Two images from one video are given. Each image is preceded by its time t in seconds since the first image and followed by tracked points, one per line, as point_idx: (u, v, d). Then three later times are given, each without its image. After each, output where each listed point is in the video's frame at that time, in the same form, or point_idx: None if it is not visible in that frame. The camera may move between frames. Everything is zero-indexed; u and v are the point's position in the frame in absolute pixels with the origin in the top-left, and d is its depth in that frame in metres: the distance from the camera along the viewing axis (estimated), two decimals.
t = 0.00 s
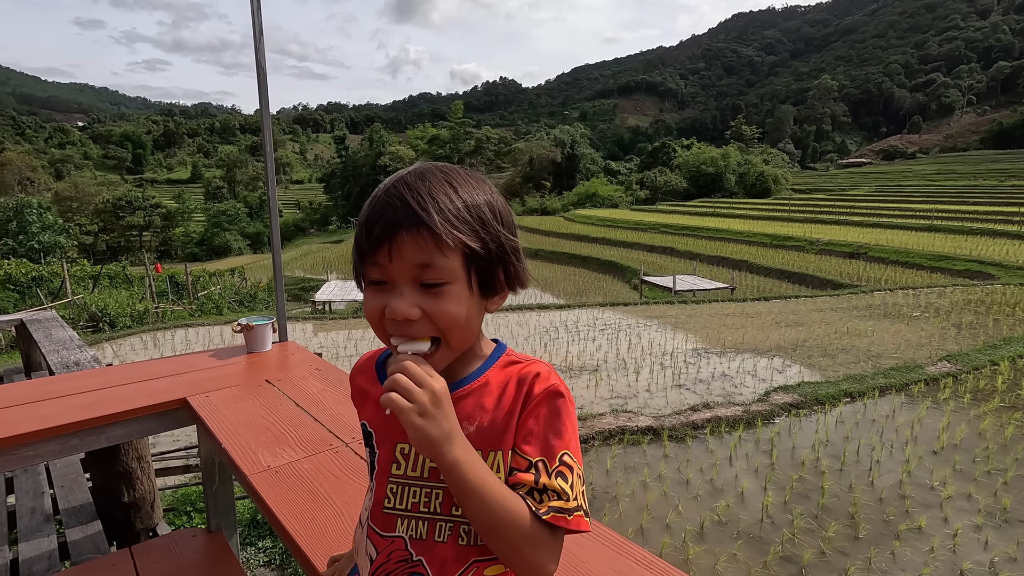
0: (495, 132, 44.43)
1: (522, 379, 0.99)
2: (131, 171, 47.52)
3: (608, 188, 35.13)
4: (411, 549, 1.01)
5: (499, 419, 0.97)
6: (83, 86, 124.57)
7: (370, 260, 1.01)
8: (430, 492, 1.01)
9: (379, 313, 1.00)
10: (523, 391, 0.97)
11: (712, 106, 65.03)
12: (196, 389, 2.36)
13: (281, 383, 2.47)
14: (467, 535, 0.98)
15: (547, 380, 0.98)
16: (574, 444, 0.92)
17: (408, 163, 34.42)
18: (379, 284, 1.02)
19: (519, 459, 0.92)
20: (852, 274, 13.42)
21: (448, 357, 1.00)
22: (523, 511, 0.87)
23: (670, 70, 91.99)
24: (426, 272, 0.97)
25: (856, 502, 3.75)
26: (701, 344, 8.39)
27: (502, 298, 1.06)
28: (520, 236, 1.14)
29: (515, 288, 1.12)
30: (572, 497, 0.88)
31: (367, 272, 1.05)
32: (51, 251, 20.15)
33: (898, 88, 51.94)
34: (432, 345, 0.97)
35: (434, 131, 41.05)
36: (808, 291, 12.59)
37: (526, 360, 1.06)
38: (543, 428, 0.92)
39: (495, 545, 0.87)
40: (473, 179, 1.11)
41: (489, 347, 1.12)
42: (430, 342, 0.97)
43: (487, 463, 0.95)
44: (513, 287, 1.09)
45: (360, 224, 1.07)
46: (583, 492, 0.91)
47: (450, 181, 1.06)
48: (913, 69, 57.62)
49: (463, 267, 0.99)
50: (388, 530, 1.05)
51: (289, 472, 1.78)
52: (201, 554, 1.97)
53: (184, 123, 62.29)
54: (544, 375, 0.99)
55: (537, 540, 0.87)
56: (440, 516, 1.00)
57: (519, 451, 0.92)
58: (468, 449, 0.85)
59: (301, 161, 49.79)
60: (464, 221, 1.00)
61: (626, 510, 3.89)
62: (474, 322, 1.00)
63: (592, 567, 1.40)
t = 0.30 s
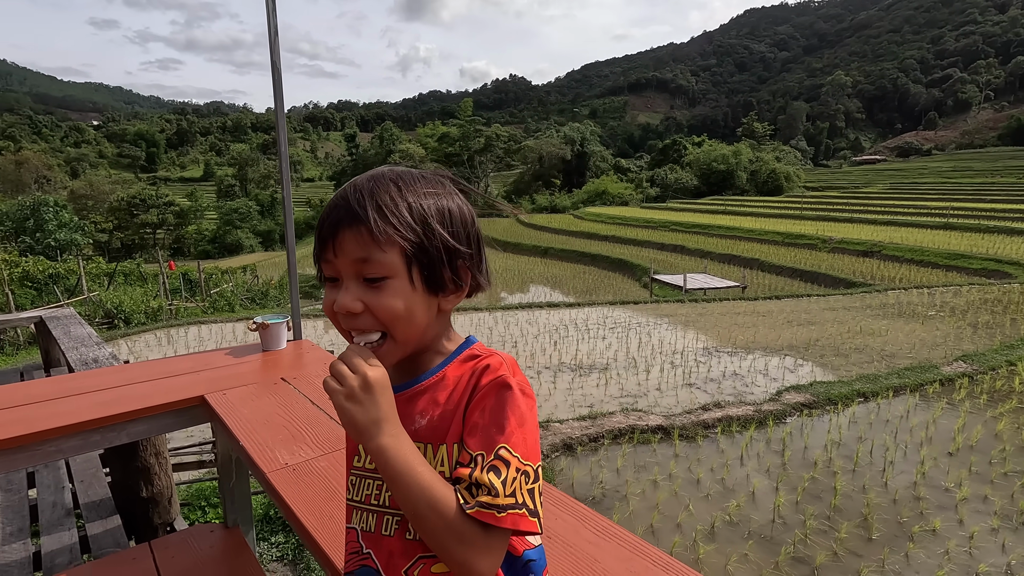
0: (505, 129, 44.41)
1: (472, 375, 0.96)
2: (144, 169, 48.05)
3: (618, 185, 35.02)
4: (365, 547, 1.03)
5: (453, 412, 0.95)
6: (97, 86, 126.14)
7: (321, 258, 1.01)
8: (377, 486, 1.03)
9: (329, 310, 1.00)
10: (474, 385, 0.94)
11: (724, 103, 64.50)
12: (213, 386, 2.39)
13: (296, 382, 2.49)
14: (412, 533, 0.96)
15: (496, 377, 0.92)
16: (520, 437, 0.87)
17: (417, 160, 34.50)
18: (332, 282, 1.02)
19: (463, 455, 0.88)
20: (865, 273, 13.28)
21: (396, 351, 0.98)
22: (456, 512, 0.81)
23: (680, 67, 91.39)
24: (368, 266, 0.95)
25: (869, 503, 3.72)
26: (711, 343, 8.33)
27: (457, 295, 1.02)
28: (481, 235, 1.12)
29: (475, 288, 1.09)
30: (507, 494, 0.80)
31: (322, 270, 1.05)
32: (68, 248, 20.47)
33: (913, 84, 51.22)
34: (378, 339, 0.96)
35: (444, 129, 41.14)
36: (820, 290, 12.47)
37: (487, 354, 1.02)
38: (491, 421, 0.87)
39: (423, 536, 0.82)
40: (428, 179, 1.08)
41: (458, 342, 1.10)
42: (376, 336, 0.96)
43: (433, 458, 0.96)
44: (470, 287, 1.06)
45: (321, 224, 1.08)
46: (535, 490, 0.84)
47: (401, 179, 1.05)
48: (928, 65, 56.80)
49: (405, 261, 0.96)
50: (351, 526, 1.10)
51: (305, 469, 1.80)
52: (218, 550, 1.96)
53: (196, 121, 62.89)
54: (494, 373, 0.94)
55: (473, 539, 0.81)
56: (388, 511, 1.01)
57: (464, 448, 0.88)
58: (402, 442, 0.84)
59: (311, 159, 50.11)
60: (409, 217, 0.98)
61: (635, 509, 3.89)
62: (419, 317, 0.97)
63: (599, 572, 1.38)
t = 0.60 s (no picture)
0: (514, 126, 44.35)
1: (472, 383, 0.94)
2: (156, 167, 48.54)
3: (627, 182, 34.87)
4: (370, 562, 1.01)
5: (453, 421, 0.93)
6: (110, 84, 127.54)
7: (323, 262, 0.98)
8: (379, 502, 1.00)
9: (333, 314, 0.98)
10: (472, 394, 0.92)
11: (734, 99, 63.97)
12: (239, 382, 2.41)
13: (319, 379, 2.51)
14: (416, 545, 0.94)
15: (497, 384, 0.90)
16: (520, 440, 0.84)
17: (426, 158, 34.65)
18: (333, 284, 1.00)
19: (461, 464, 0.86)
20: (878, 270, 13.13)
21: (402, 354, 0.96)
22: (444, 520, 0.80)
23: (690, 63, 90.71)
24: (374, 269, 0.93)
25: (883, 502, 3.69)
26: (722, 341, 8.29)
27: (462, 296, 1.02)
28: (482, 233, 1.11)
29: (478, 287, 1.09)
30: (504, 506, 0.79)
31: (321, 274, 1.02)
32: (83, 246, 20.77)
33: (927, 79, 50.49)
34: (384, 343, 0.95)
35: (452, 126, 41.17)
36: (833, 287, 12.35)
37: (487, 360, 1.00)
38: (491, 429, 0.85)
39: (421, 549, 0.80)
40: (433, 182, 1.08)
41: (458, 347, 1.09)
42: (383, 340, 0.95)
43: (431, 468, 0.94)
44: (474, 285, 1.05)
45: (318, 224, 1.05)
46: (537, 502, 0.82)
47: (403, 180, 1.04)
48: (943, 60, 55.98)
49: (412, 262, 0.95)
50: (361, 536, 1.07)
51: (335, 464, 1.82)
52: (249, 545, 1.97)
53: (208, 119, 63.35)
54: (495, 377, 0.92)
55: (460, 555, 0.80)
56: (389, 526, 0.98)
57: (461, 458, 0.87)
58: (399, 452, 0.82)
59: (321, 157, 50.39)
60: (414, 218, 0.97)
61: (647, 507, 3.89)
62: (426, 318, 0.96)
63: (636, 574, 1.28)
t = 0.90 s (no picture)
0: (521, 123, 44.30)
1: (500, 383, 0.91)
2: (166, 164, 48.93)
3: (635, 178, 34.75)
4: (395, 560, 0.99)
5: (486, 422, 0.89)
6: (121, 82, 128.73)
7: (356, 260, 0.96)
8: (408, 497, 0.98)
9: (367, 314, 0.96)
10: (503, 395, 0.89)
11: (743, 95, 63.50)
12: (257, 377, 2.42)
13: (336, 373, 2.52)
14: (446, 550, 0.91)
15: (533, 389, 0.87)
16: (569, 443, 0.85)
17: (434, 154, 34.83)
18: (367, 284, 0.97)
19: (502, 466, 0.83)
20: (889, 267, 13.00)
21: (440, 354, 0.94)
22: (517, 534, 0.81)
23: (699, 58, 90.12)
24: (417, 270, 0.91)
25: (895, 501, 3.67)
26: (731, 338, 8.24)
27: (494, 296, 1.00)
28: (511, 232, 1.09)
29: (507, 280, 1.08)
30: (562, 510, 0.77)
31: (354, 272, 1.00)
32: (94, 242, 20.99)
33: (940, 74, 49.81)
34: (423, 348, 0.93)
35: (460, 122, 41.20)
36: (842, 284, 12.27)
37: (516, 361, 0.97)
38: (540, 434, 0.83)
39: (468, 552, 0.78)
40: (464, 177, 1.06)
41: (486, 345, 1.06)
42: (422, 343, 0.93)
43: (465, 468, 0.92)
44: (506, 279, 1.04)
45: (348, 219, 1.02)
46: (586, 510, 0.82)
47: (435, 175, 1.01)
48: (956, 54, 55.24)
49: (454, 262, 0.94)
50: (384, 536, 1.05)
51: (356, 456, 1.82)
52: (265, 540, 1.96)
53: (217, 115, 63.74)
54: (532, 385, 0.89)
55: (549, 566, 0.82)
56: (414, 529, 0.95)
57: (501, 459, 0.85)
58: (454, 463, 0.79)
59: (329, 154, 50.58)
60: (453, 217, 0.95)
61: (657, 504, 3.88)
62: (466, 319, 0.95)
63: (665, 568, 1.27)
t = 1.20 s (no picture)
0: (529, 119, 44.21)
1: (526, 369, 0.89)
2: (176, 161, 49.30)
3: (643, 175, 34.58)
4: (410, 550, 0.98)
5: (512, 407, 0.88)
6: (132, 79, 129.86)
7: (373, 261, 0.93)
8: (425, 485, 0.96)
9: (391, 315, 0.93)
10: (530, 382, 0.88)
11: (752, 91, 63.01)
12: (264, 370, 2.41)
13: (344, 366, 2.52)
14: (465, 538, 0.90)
15: (561, 376, 0.86)
16: (598, 428, 0.85)
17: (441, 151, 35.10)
18: (387, 285, 0.94)
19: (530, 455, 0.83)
20: (900, 264, 12.85)
21: (466, 350, 0.94)
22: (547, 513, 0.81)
23: (708, 54, 89.45)
24: (442, 272, 0.89)
25: (907, 499, 3.62)
26: (740, 335, 8.20)
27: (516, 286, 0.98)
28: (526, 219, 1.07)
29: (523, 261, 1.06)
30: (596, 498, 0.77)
31: (370, 273, 0.96)
32: (105, 238, 21.25)
33: (954, 68, 49.11)
34: (450, 344, 0.91)
35: (467, 119, 41.19)
36: (852, 282, 12.15)
37: (540, 349, 0.95)
38: (570, 424, 0.82)
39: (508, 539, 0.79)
40: (477, 157, 1.02)
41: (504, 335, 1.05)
42: (448, 342, 0.91)
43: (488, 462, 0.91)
44: (524, 263, 1.04)
45: (359, 215, 0.98)
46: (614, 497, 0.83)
47: (448, 164, 0.97)
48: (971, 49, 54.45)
49: (478, 260, 0.92)
50: (397, 521, 1.03)
51: (365, 450, 1.81)
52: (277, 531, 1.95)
53: (226, 113, 64.17)
54: (560, 369, 0.88)
55: (586, 544, 0.84)
56: (433, 513, 0.94)
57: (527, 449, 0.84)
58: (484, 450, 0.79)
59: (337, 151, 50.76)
60: (471, 210, 0.92)
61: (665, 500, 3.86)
62: (493, 314, 0.94)
63: (678, 565, 1.26)
